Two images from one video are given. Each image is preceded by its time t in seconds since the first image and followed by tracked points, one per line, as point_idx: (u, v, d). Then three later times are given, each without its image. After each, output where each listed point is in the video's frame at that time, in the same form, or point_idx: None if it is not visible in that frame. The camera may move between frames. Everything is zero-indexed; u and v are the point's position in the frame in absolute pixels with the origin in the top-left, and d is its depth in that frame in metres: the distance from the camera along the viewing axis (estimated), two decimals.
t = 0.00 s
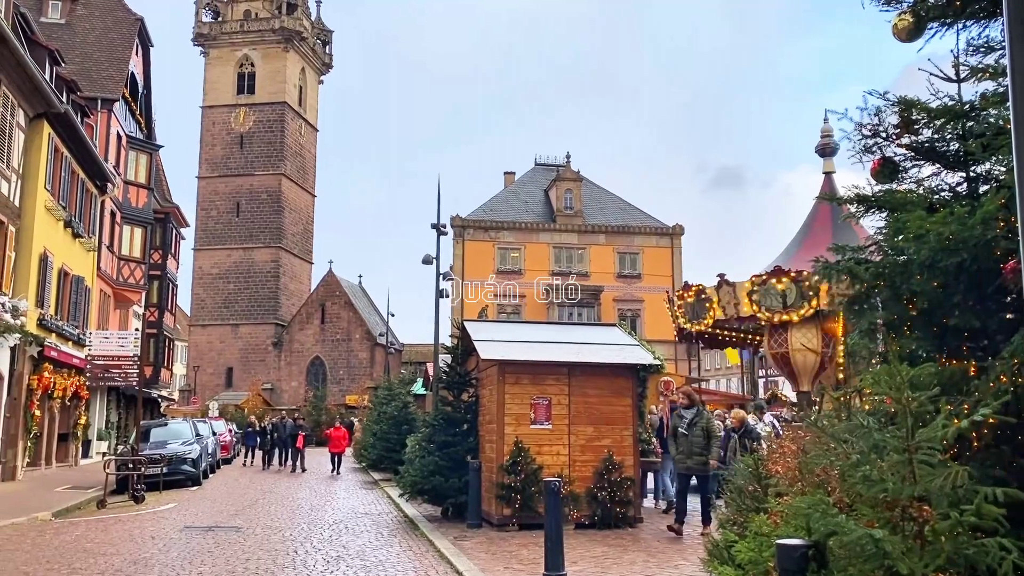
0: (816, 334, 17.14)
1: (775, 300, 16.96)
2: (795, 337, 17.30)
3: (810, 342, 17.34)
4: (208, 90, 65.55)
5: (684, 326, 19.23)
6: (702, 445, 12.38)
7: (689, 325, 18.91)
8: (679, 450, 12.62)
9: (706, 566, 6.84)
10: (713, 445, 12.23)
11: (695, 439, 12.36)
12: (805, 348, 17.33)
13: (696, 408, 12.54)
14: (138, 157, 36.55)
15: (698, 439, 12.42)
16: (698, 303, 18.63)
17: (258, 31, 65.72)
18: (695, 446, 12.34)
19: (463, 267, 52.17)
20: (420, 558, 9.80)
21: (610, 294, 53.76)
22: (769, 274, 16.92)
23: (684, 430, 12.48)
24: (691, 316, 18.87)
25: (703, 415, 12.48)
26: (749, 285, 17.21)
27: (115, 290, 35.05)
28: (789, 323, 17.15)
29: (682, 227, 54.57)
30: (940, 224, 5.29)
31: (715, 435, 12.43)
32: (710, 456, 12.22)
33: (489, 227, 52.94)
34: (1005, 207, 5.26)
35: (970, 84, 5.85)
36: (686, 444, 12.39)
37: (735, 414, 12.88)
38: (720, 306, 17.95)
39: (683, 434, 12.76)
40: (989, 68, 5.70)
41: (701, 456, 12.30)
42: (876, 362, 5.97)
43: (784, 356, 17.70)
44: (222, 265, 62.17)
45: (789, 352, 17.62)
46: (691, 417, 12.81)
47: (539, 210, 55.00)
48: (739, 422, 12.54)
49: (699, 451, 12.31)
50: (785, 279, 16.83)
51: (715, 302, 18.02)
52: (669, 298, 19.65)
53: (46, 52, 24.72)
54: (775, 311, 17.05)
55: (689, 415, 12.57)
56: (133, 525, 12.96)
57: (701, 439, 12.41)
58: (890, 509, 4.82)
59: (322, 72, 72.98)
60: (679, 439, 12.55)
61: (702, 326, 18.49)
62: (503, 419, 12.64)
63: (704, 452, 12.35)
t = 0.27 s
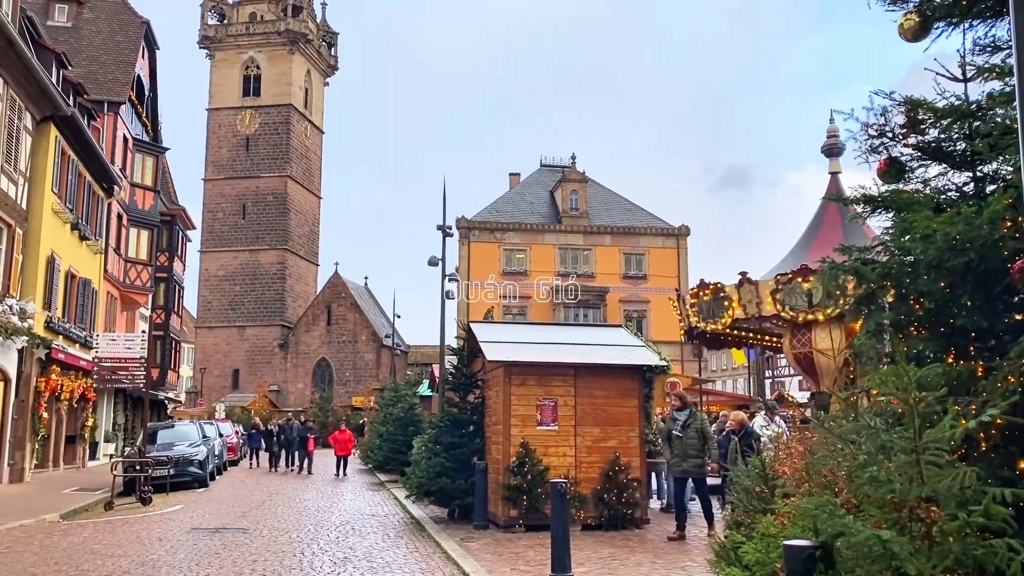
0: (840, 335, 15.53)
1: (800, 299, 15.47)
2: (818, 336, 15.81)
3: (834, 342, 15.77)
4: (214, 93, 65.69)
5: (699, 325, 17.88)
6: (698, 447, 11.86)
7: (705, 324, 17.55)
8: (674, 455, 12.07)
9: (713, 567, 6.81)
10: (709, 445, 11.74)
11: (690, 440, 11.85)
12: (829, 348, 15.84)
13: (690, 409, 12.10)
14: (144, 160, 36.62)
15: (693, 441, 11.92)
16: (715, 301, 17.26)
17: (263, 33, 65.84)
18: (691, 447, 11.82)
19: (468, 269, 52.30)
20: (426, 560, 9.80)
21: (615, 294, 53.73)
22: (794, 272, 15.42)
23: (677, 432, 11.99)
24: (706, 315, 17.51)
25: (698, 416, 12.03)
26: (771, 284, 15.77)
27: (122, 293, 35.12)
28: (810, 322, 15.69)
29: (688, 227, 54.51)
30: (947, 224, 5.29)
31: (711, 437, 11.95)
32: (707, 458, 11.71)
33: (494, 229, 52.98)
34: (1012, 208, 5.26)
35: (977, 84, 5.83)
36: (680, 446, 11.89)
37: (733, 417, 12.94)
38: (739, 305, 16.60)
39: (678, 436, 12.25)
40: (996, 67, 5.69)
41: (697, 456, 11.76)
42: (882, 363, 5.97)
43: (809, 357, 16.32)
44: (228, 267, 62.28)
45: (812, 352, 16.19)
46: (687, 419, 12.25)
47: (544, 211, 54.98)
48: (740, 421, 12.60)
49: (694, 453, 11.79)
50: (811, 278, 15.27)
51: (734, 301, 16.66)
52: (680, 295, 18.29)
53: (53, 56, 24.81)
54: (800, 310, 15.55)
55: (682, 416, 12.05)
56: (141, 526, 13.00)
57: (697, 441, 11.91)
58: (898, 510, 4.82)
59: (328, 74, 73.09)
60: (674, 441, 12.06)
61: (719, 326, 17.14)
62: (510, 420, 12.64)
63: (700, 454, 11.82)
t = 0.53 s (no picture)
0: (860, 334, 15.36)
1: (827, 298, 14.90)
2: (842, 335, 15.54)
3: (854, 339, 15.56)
4: (221, 95, 65.88)
5: (716, 323, 17.20)
6: (694, 445, 11.55)
7: (724, 322, 16.86)
8: (669, 454, 11.74)
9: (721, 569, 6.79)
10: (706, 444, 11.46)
11: (686, 439, 11.53)
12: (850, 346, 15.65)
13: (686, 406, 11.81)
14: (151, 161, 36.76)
15: (689, 439, 11.61)
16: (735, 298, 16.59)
17: (270, 36, 66.02)
18: (687, 445, 11.51)
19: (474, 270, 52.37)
20: (434, 561, 9.82)
21: (622, 295, 53.67)
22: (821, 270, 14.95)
23: (673, 430, 11.68)
24: (724, 313, 16.83)
25: (693, 414, 11.76)
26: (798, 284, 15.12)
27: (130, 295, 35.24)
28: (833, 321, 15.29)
29: (695, 228, 54.46)
30: (955, 224, 5.28)
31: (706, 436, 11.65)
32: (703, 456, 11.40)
33: (501, 230, 53.01)
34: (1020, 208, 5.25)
35: (985, 83, 5.82)
36: (676, 444, 11.57)
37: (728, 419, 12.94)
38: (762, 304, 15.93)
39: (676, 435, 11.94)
40: (1003, 67, 5.68)
41: (693, 455, 11.45)
42: (891, 364, 5.96)
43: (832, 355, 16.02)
44: (235, 269, 62.41)
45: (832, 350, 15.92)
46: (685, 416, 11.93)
47: (551, 212, 54.98)
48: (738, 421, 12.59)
49: (690, 452, 11.47)
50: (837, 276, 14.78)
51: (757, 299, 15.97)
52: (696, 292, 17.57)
53: (61, 59, 24.91)
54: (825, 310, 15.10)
55: (678, 414, 11.77)
56: (149, 528, 13.03)
57: (692, 440, 11.61)
58: (906, 511, 4.81)
59: (334, 76, 73.24)
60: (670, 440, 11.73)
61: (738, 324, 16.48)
62: (517, 422, 12.65)
63: (695, 453, 11.51)
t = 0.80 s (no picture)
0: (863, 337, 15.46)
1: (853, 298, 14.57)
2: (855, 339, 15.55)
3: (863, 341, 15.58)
4: (228, 98, 66.07)
5: (735, 321, 16.55)
6: (692, 449, 11.74)
7: (744, 321, 16.21)
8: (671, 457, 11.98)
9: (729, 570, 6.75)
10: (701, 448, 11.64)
11: (683, 442, 11.73)
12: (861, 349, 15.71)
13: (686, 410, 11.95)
14: (160, 165, 36.69)
15: (687, 443, 11.80)
16: (756, 297, 15.91)
17: (277, 38, 66.21)
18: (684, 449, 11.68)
19: (481, 272, 52.43)
20: (442, 563, 9.81)
21: (628, 296, 53.58)
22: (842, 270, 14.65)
23: (672, 433, 11.87)
24: (744, 312, 16.20)
25: (693, 418, 11.88)
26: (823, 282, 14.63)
27: (138, 298, 35.38)
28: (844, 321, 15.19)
29: (702, 229, 54.38)
30: (963, 224, 5.27)
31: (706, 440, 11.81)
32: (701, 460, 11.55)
33: (507, 231, 53.05)
34: None
35: (992, 83, 5.80)
36: (675, 447, 11.78)
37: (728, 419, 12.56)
38: (786, 303, 15.27)
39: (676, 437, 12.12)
40: (1011, 66, 5.66)
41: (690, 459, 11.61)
42: (899, 366, 5.96)
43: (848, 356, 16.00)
44: (243, 272, 62.53)
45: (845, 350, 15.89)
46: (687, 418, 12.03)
47: (557, 214, 54.96)
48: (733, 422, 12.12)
49: (687, 455, 11.64)
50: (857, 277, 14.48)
51: (781, 299, 15.32)
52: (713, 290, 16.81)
53: (69, 63, 24.98)
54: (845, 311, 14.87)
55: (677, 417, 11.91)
56: (158, 530, 13.08)
57: (691, 443, 11.79)
58: (915, 512, 4.83)
59: (341, 79, 73.40)
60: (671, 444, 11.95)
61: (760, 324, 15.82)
62: (523, 423, 12.65)
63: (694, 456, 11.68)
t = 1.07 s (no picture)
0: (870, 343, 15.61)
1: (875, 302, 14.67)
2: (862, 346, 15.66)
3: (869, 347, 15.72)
4: (235, 101, 66.25)
5: (752, 321, 16.18)
6: (690, 454, 11.21)
7: (765, 321, 15.89)
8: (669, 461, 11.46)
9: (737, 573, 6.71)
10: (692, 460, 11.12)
11: (682, 448, 11.20)
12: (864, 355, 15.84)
13: (686, 414, 11.40)
14: (166, 169, 36.68)
15: (685, 448, 11.28)
16: (779, 297, 15.68)
17: (283, 42, 66.34)
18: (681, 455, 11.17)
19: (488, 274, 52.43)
20: (449, 565, 9.81)
21: (635, 298, 53.61)
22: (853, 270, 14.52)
23: (670, 437, 11.33)
24: (765, 312, 15.84)
25: (694, 422, 11.33)
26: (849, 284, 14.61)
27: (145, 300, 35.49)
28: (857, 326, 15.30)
29: (709, 230, 54.34)
30: (971, 225, 5.27)
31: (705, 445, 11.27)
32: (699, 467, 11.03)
33: (514, 233, 53.00)
34: None
35: (1000, 83, 5.78)
36: (672, 452, 11.27)
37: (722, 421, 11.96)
38: (813, 304, 15.14)
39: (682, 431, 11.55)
40: (1020, 66, 5.64)
41: (688, 466, 11.10)
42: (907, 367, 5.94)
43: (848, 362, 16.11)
44: (250, 275, 62.65)
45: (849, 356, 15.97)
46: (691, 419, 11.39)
47: (564, 215, 54.89)
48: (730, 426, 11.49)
49: (685, 461, 11.12)
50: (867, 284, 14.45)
51: (807, 299, 15.19)
52: (730, 290, 16.32)
53: (77, 66, 25.08)
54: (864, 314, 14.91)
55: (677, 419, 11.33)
56: (167, 533, 13.10)
57: (689, 448, 11.26)
58: (924, 515, 4.83)
59: (347, 81, 73.55)
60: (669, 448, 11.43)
61: (784, 324, 15.59)
62: (531, 425, 12.65)
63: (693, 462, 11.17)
